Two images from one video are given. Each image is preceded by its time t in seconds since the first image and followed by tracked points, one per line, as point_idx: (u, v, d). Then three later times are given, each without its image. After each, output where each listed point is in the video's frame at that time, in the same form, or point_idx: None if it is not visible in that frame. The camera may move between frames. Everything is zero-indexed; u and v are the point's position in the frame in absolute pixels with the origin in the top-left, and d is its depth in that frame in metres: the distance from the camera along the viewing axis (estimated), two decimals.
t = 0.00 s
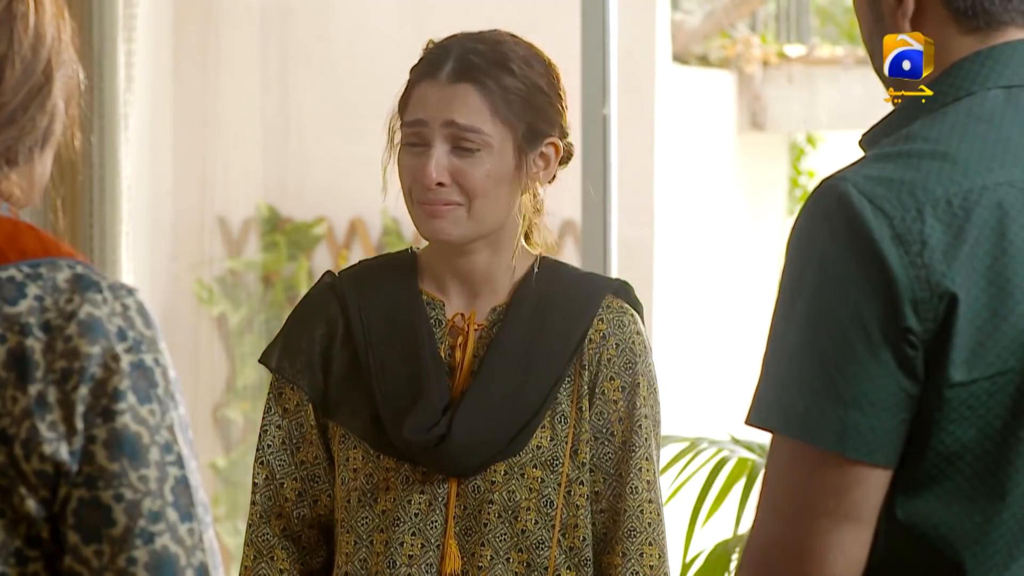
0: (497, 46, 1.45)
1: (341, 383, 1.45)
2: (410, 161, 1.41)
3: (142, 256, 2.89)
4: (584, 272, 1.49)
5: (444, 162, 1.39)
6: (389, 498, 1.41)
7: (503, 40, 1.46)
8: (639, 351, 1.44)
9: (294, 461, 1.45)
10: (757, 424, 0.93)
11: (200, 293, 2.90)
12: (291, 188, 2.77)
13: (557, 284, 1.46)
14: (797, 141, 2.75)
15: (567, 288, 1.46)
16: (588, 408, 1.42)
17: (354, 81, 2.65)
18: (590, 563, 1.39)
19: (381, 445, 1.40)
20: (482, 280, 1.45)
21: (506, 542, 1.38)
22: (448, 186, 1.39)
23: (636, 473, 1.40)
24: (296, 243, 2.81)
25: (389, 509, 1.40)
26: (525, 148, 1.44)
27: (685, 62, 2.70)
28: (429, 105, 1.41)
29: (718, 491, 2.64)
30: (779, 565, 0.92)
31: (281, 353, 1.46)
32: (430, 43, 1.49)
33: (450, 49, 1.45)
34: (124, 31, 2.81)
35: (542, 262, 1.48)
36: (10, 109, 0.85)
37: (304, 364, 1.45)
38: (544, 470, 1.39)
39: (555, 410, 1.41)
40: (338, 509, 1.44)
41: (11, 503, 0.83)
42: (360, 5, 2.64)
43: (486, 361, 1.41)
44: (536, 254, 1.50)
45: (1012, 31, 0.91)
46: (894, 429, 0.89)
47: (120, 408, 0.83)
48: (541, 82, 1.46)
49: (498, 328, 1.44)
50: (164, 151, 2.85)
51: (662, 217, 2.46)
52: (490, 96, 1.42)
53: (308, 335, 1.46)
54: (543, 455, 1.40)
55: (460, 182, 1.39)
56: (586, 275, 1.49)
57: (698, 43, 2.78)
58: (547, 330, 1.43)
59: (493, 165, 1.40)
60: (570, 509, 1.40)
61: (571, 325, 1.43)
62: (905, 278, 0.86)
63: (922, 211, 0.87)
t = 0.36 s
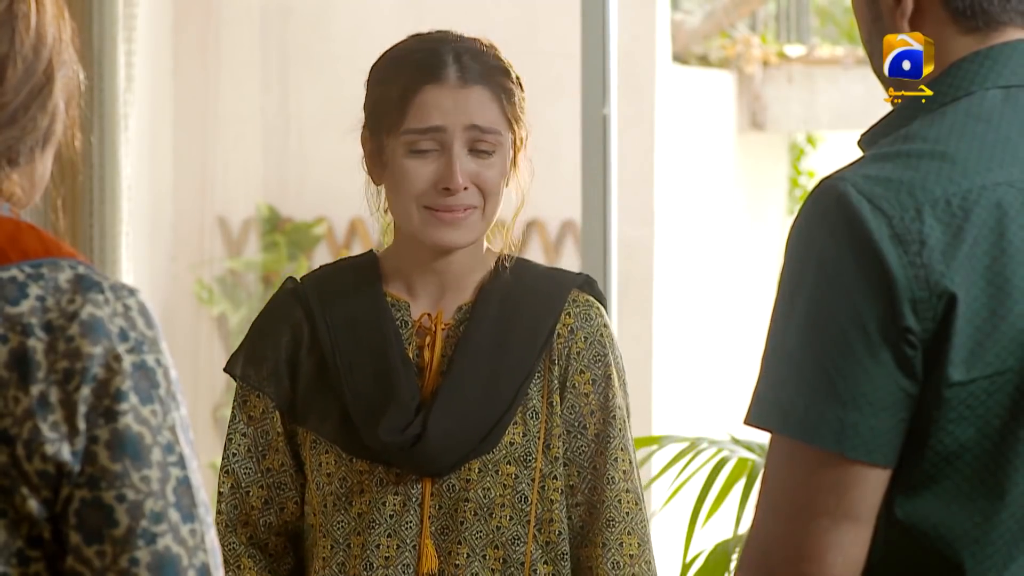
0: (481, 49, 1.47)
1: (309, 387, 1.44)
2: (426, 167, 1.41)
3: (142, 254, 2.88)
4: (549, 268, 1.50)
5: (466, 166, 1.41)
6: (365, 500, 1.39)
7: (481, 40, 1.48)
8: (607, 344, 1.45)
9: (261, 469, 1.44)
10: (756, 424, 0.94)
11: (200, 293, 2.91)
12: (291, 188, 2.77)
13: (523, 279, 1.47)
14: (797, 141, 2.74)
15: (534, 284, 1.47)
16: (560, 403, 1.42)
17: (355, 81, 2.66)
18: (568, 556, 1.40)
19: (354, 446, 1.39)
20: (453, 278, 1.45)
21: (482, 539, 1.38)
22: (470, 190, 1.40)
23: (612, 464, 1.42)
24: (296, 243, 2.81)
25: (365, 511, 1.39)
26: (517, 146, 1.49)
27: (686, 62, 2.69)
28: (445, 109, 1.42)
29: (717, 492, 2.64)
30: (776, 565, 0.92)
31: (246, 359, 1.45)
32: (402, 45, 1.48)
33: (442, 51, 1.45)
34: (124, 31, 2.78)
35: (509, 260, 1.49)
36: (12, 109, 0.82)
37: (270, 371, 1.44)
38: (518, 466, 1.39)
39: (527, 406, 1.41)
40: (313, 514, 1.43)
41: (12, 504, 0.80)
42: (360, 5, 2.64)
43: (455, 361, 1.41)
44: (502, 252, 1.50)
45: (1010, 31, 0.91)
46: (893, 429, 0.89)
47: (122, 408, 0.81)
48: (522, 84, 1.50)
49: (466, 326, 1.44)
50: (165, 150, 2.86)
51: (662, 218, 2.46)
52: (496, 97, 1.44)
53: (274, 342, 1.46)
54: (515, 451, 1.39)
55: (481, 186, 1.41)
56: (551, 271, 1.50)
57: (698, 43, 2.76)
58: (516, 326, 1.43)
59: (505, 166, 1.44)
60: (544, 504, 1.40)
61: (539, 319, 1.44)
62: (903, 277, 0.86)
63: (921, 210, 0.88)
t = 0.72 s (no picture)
0: (444, 53, 1.47)
1: (289, 393, 1.43)
2: (366, 167, 1.41)
3: (141, 254, 2.89)
4: (528, 270, 1.51)
5: (404, 168, 1.40)
6: (348, 507, 1.40)
7: (448, 44, 1.48)
8: (587, 345, 1.47)
9: (243, 473, 1.42)
10: (754, 423, 0.94)
11: (200, 293, 2.90)
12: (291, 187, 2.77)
13: (501, 282, 1.48)
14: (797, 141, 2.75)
15: (512, 286, 1.48)
16: (539, 406, 1.44)
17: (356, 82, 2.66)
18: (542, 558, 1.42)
19: (338, 453, 1.39)
20: (428, 284, 1.46)
21: (464, 544, 1.39)
22: (408, 193, 1.39)
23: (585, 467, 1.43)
24: (296, 243, 2.79)
25: (349, 517, 1.40)
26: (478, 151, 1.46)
27: (686, 61, 2.68)
28: (388, 111, 1.41)
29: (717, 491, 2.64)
30: (775, 566, 0.92)
31: (223, 361, 1.42)
32: (371, 47, 1.49)
33: (401, 53, 1.45)
34: (124, 31, 2.79)
35: (485, 261, 1.50)
36: (12, 110, 0.81)
37: (250, 375, 1.42)
38: (499, 471, 1.40)
39: (507, 408, 1.42)
40: (295, 519, 1.43)
41: (14, 503, 0.79)
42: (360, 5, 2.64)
43: (438, 365, 1.41)
44: (476, 254, 1.51)
45: (1009, 31, 0.91)
46: (892, 428, 0.89)
47: (125, 408, 0.80)
48: (488, 89, 1.48)
49: (446, 331, 1.44)
50: (165, 150, 2.86)
51: (663, 219, 2.45)
52: (446, 101, 1.43)
53: (253, 345, 1.44)
54: (497, 456, 1.41)
55: (420, 189, 1.40)
56: (526, 272, 1.51)
57: (698, 43, 2.76)
58: (497, 330, 1.44)
59: (451, 171, 1.42)
60: (523, 507, 1.41)
61: (519, 322, 1.45)
62: (902, 278, 0.86)
63: (920, 210, 0.88)
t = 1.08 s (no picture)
0: (434, 49, 1.47)
1: (270, 401, 1.42)
2: (363, 163, 1.41)
3: (142, 256, 2.89)
4: (511, 270, 1.51)
5: (402, 164, 1.40)
6: (331, 509, 1.39)
7: (437, 41, 1.48)
8: (575, 343, 1.48)
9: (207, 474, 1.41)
10: (754, 423, 0.94)
11: (200, 293, 2.90)
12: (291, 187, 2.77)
13: (484, 284, 1.48)
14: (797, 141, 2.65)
15: (497, 288, 1.48)
16: (526, 407, 1.44)
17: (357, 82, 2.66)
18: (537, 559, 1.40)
19: (319, 454, 1.38)
20: (411, 285, 1.46)
21: (451, 545, 1.39)
22: (405, 188, 1.40)
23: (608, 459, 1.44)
24: (296, 243, 2.80)
25: (331, 520, 1.39)
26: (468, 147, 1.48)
27: (686, 62, 2.61)
28: (384, 105, 1.41)
29: (717, 492, 2.64)
30: (774, 566, 0.92)
31: (202, 365, 1.43)
32: (359, 42, 1.48)
33: (392, 49, 1.45)
34: (124, 32, 2.79)
35: (467, 261, 1.50)
36: (13, 110, 0.81)
37: (227, 378, 1.42)
38: (484, 472, 1.40)
39: (492, 410, 1.43)
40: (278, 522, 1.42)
41: (15, 503, 0.79)
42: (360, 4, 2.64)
43: (421, 364, 1.41)
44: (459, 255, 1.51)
45: (1009, 31, 0.91)
46: (892, 428, 0.89)
47: (126, 408, 0.80)
48: (477, 87, 1.49)
49: (429, 331, 1.44)
50: (164, 150, 2.86)
51: (663, 219, 2.45)
52: (441, 96, 1.44)
53: (233, 350, 1.43)
54: (480, 457, 1.41)
55: (417, 185, 1.40)
56: (509, 273, 1.51)
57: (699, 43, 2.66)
58: (480, 331, 1.44)
59: (446, 166, 1.43)
60: (512, 507, 1.40)
61: (503, 323, 1.45)
62: (901, 277, 0.86)
63: (920, 210, 0.88)
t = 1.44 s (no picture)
0: (430, 52, 1.47)
1: (269, 395, 1.41)
2: (360, 167, 1.41)
3: (142, 256, 2.89)
4: (508, 270, 1.52)
5: (398, 167, 1.40)
6: (330, 507, 1.39)
7: (432, 45, 1.48)
8: (568, 345, 1.47)
9: (218, 474, 1.40)
10: (756, 424, 0.94)
11: (200, 293, 2.90)
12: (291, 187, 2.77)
13: (481, 283, 1.48)
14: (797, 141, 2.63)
15: (494, 288, 1.48)
16: (523, 407, 1.44)
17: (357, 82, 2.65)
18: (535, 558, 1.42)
19: (319, 453, 1.38)
20: (408, 284, 1.46)
21: (453, 543, 1.39)
22: (402, 191, 1.40)
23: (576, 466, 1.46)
24: (296, 243, 2.80)
25: (331, 517, 1.39)
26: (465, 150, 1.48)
27: (686, 62, 2.61)
28: (380, 108, 1.41)
29: (717, 492, 2.64)
30: (776, 565, 0.92)
31: (201, 363, 1.42)
32: (355, 45, 1.48)
33: (388, 52, 1.45)
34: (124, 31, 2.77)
35: (465, 262, 1.50)
36: (12, 110, 0.81)
37: (228, 377, 1.41)
38: (485, 470, 1.41)
39: (491, 408, 1.43)
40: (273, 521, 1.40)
41: (17, 503, 0.78)
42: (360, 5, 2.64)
43: (419, 363, 1.41)
44: (456, 256, 1.51)
45: (1011, 31, 0.91)
46: (894, 428, 0.89)
47: (128, 408, 0.79)
48: (473, 89, 1.49)
49: (427, 329, 1.44)
50: (164, 150, 2.86)
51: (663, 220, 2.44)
52: (437, 99, 1.43)
53: (231, 350, 1.42)
54: (481, 455, 1.41)
55: (413, 188, 1.40)
56: (507, 273, 1.51)
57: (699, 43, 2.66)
58: (478, 330, 1.44)
59: (442, 168, 1.43)
60: (511, 506, 1.41)
61: (501, 322, 1.45)
62: (903, 278, 0.86)
63: (921, 210, 0.88)
